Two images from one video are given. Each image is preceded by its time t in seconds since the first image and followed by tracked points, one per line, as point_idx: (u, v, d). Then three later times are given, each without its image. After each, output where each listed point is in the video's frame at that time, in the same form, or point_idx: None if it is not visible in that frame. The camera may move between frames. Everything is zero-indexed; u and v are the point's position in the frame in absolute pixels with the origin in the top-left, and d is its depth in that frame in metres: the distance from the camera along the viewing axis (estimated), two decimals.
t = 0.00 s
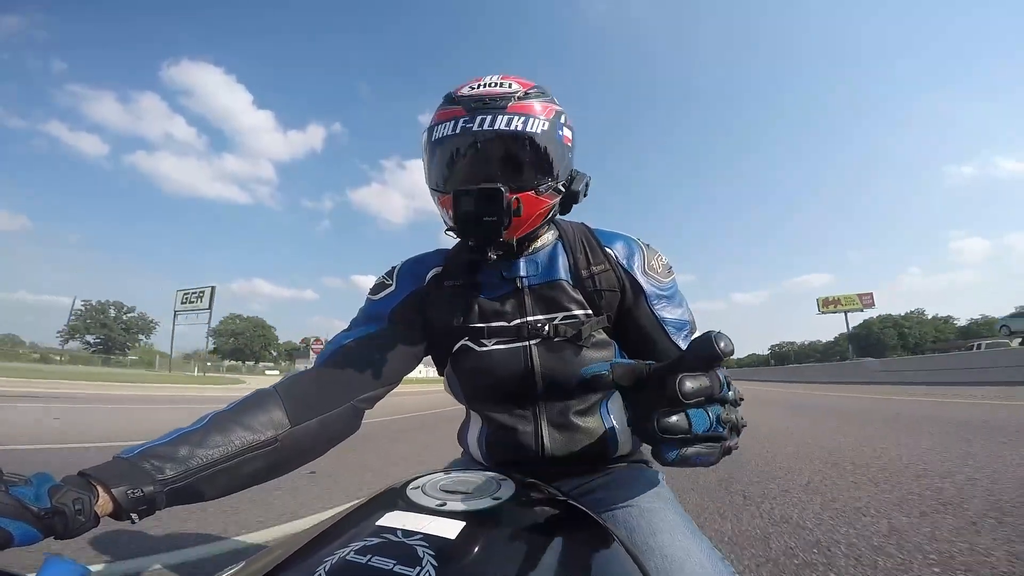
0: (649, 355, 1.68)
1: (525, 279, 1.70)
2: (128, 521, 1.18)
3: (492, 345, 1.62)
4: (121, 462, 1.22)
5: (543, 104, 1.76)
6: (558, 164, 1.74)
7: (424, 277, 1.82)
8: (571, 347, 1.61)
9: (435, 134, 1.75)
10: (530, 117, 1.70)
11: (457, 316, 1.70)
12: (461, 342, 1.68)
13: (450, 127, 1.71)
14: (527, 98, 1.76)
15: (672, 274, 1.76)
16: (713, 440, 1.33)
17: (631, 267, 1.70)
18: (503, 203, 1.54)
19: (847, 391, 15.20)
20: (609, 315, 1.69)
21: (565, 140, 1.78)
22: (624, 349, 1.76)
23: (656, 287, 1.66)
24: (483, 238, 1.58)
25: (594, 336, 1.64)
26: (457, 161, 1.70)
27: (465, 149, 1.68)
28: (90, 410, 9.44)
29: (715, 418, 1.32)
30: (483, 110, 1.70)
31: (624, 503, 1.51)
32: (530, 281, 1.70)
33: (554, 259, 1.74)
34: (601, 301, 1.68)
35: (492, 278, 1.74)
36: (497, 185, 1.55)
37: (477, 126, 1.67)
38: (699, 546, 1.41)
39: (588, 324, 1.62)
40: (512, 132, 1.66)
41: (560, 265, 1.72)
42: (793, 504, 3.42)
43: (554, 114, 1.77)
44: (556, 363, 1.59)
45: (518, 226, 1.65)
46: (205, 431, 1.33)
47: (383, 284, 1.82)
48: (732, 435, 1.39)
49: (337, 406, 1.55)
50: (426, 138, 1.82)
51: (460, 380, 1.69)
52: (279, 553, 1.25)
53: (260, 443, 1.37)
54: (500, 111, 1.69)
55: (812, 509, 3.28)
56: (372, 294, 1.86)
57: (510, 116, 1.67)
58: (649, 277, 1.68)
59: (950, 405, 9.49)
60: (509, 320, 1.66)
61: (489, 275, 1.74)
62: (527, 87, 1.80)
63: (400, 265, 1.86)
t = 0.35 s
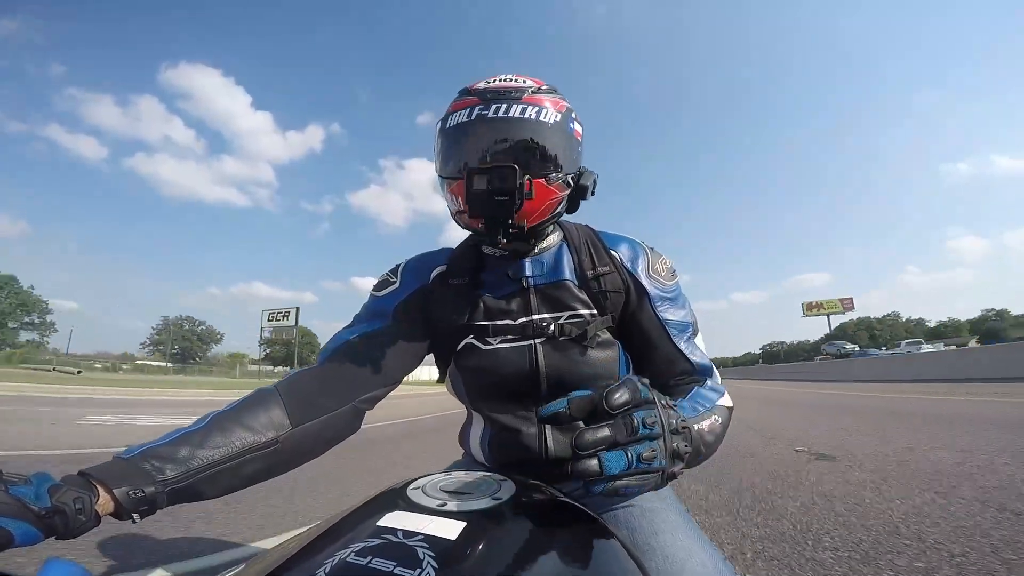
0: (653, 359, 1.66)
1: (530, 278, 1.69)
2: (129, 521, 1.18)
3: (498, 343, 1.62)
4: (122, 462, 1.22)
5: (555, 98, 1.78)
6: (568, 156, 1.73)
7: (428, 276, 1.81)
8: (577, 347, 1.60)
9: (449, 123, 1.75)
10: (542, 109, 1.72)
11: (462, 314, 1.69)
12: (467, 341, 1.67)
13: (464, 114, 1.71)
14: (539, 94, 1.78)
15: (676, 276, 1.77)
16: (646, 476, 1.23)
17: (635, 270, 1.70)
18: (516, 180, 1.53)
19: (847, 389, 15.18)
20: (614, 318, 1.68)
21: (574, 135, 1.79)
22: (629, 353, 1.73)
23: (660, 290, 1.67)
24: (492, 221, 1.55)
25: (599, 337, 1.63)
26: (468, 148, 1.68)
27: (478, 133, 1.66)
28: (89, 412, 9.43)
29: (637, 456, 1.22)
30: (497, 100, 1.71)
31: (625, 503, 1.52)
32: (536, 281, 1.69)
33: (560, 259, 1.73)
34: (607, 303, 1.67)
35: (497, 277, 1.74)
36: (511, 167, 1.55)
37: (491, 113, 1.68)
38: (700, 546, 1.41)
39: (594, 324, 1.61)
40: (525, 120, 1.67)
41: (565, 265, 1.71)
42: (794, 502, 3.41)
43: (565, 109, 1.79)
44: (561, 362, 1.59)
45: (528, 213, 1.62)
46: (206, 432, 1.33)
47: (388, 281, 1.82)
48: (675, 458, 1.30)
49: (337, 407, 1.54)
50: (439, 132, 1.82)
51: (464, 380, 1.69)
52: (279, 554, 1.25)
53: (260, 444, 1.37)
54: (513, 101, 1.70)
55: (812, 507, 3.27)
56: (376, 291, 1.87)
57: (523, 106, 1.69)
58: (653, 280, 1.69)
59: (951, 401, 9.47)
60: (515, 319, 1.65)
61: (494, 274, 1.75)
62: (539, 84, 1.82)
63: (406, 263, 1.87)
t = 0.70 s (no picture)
0: (652, 361, 1.66)
1: (530, 280, 1.68)
2: (128, 522, 1.18)
3: (496, 346, 1.62)
4: (121, 463, 1.22)
5: (542, 93, 1.78)
6: (556, 147, 1.72)
7: (429, 276, 1.81)
8: (576, 350, 1.60)
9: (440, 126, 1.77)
10: (528, 102, 1.72)
11: (462, 316, 1.70)
12: (466, 343, 1.67)
13: (452, 114, 1.72)
14: (527, 90, 1.78)
15: (677, 276, 1.76)
16: (570, 510, 1.13)
17: (635, 269, 1.69)
18: (491, 158, 1.54)
19: (845, 389, 15.18)
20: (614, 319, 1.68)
21: (562, 127, 1.77)
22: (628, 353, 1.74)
23: (660, 291, 1.66)
24: (473, 202, 1.55)
25: (599, 339, 1.63)
26: (457, 144, 1.68)
27: (467, 129, 1.66)
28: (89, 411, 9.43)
29: (547, 495, 1.12)
30: (483, 97, 1.72)
31: (623, 505, 1.51)
32: (535, 283, 1.69)
33: (560, 261, 1.73)
34: (606, 305, 1.67)
35: (497, 278, 1.74)
36: (486, 148, 1.56)
37: (477, 109, 1.69)
38: (698, 547, 1.41)
39: (593, 327, 1.61)
40: (510, 113, 1.67)
41: (564, 267, 1.71)
42: (794, 503, 3.40)
43: (553, 104, 1.78)
44: (560, 365, 1.59)
45: (510, 197, 1.60)
46: (205, 432, 1.33)
47: (388, 282, 1.82)
48: (602, 481, 1.18)
49: (337, 407, 1.54)
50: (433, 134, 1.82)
51: (463, 381, 1.70)
52: (278, 553, 1.25)
53: (260, 444, 1.37)
54: (499, 96, 1.71)
55: (812, 507, 3.26)
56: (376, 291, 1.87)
57: (508, 100, 1.69)
58: (654, 280, 1.68)
59: (952, 402, 9.45)
60: (514, 322, 1.65)
61: (493, 275, 1.75)
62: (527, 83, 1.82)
63: (406, 263, 1.86)
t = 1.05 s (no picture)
0: (653, 359, 1.66)
1: (529, 280, 1.68)
2: (128, 522, 1.18)
3: (495, 346, 1.62)
4: (121, 463, 1.22)
5: (539, 92, 1.79)
6: (553, 145, 1.72)
7: (428, 276, 1.81)
8: (575, 349, 1.60)
9: (438, 125, 1.77)
10: (526, 101, 1.72)
11: (460, 316, 1.70)
12: (465, 343, 1.67)
13: (449, 113, 1.73)
14: (524, 89, 1.78)
15: (678, 273, 1.76)
16: (571, 513, 1.13)
17: (635, 267, 1.69)
18: (489, 153, 1.56)
19: (843, 391, 15.18)
20: (613, 318, 1.69)
21: (559, 125, 1.77)
22: (629, 351, 1.73)
23: (661, 288, 1.66)
24: (470, 196, 1.57)
25: (598, 338, 1.63)
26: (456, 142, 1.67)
27: (466, 128, 1.66)
28: (90, 414, 9.42)
29: (547, 498, 1.12)
30: (480, 96, 1.72)
31: (624, 506, 1.50)
32: (535, 282, 1.68)
33: (559, 260, 1.72)
34: (607, 304, 1.67)
35: (496, 278, 1.74)
36: (483, 143, 1.59)
37: (475, 107, 1.69)
38: (699, 548, 1.41)
39: (593, 326, 1.61)
40: (506, 112, 1.67)
41: (564, 266, 1.71)
42: (796, 505, 3.38)
43: (550, 103, 1.78)
44: (559, 365, 1.59)
45: (508, 194, 1.61)
46: (205, 431, 1.33)
47: (387, 282, 1.82)
48: (600, 483, 1.19)
49: (338, 407, 1.55)
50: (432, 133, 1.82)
51: (463, 382, 1.70)
52: (279, 553, 1.25)
53: (260, 444, 1.37)
54: (496, 95, 1.71)
55: (814, 509, 3.25)
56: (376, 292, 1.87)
57: (504, 99, 1.70)
58: (654, 278, 1.68)
59: (955, 403, 9.41)
60: (513, 321, 1.65)
61: (493, 275, 1.74)
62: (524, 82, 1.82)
63: (405, 264, 1.87)
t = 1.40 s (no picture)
0: (650, 355, 1.66)
1: (527, 276, 1.69)
2: (129, 521, 1.18)
3: (494, 342, 1.62)
4: (121, 463, 1.22)
5: (537, 92, 1.79)
6: (551, 142, 1.72)
7: (426, 274, 1.81)
8: (573, 345, 1.61)
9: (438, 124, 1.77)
10: (524, 99, 1.72)
11: (458, 313, 1.70)
12: (464, 341, 1.67)
13: (450, 111, 1.73)
14: (523, 89, 1.79)
15: (675, 269, 1.76)
16: (556, 512, 1.08)
17: (631, 262, 1.70)
18: (485, 140, 1.57)
19: (842, 387, 15.21)
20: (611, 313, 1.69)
21: (557, 123, 1.77)
22: (627, 348, 1.74)
23: (657, 282, 1.67)
24: (465, 181, 1.57)
25: (597, 335, 1.64)
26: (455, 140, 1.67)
27: (464, 125, 1.67)
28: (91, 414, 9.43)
29: (527, 501, 1.06)
30: (479, 95, 1.73)
31: (625, 503, 1.51)
32: (532, 278, 1.69)
33: (557, 256, 1.73)
34: (604, 300, 1.68)
35: (494, 275, 1.74)
36: (479, 131, 1.60)
37: (474, 105, 1.69)
38: (701, 545, 1.41)
39: (591, 323, 1.62)
40: (505, 110, 1.68)
41: (562, 262, 1.71)
42: (796, 500, 3.39)
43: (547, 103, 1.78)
44: (558, 361, 1.59)
45: (504, 184, 1.61)
46: (205, 430, 1.33)
47: (384, 280, 1.82)
48: (588, 477, 1.14)
49: (337, 405, 1.55)
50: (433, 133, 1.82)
51: (462, 380, 1.70)
52: (280, 550, 1.26)
53: (259, 443, 1.37)
54: (495, 94, 1.72)
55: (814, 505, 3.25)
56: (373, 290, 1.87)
57: (503, 97, 1.70)
58: (651, 272, 1.68)
59: (954, 397, 9.44)
60: (511, 318, 1.65)
61: (491, 272, 1.75)
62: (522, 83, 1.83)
63: (403, 263, 1.87)
